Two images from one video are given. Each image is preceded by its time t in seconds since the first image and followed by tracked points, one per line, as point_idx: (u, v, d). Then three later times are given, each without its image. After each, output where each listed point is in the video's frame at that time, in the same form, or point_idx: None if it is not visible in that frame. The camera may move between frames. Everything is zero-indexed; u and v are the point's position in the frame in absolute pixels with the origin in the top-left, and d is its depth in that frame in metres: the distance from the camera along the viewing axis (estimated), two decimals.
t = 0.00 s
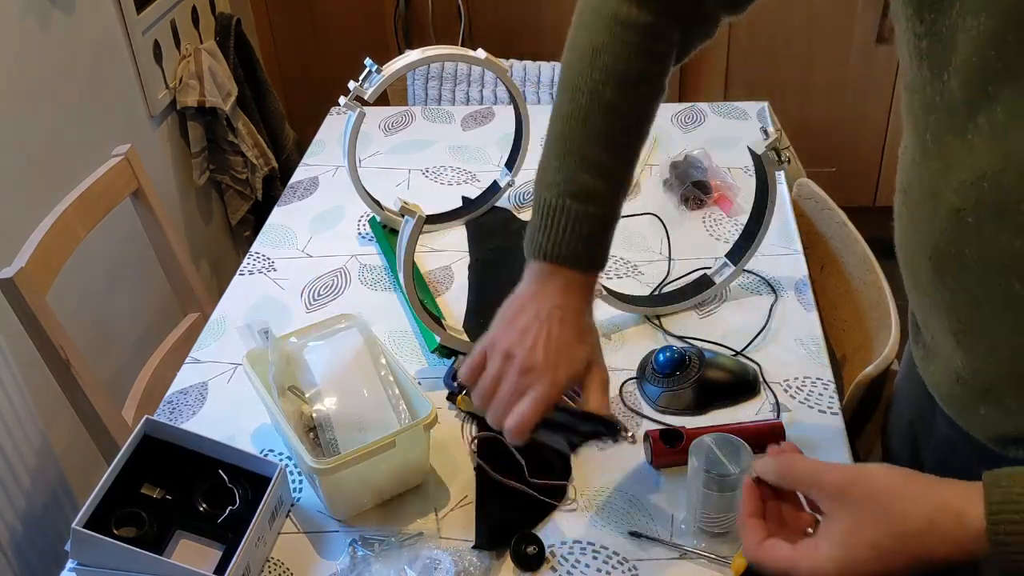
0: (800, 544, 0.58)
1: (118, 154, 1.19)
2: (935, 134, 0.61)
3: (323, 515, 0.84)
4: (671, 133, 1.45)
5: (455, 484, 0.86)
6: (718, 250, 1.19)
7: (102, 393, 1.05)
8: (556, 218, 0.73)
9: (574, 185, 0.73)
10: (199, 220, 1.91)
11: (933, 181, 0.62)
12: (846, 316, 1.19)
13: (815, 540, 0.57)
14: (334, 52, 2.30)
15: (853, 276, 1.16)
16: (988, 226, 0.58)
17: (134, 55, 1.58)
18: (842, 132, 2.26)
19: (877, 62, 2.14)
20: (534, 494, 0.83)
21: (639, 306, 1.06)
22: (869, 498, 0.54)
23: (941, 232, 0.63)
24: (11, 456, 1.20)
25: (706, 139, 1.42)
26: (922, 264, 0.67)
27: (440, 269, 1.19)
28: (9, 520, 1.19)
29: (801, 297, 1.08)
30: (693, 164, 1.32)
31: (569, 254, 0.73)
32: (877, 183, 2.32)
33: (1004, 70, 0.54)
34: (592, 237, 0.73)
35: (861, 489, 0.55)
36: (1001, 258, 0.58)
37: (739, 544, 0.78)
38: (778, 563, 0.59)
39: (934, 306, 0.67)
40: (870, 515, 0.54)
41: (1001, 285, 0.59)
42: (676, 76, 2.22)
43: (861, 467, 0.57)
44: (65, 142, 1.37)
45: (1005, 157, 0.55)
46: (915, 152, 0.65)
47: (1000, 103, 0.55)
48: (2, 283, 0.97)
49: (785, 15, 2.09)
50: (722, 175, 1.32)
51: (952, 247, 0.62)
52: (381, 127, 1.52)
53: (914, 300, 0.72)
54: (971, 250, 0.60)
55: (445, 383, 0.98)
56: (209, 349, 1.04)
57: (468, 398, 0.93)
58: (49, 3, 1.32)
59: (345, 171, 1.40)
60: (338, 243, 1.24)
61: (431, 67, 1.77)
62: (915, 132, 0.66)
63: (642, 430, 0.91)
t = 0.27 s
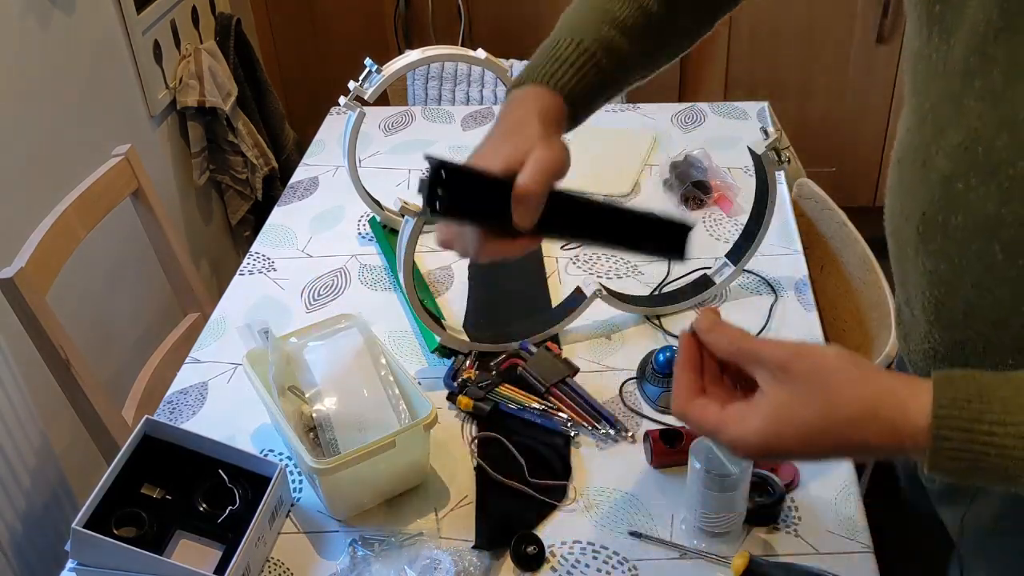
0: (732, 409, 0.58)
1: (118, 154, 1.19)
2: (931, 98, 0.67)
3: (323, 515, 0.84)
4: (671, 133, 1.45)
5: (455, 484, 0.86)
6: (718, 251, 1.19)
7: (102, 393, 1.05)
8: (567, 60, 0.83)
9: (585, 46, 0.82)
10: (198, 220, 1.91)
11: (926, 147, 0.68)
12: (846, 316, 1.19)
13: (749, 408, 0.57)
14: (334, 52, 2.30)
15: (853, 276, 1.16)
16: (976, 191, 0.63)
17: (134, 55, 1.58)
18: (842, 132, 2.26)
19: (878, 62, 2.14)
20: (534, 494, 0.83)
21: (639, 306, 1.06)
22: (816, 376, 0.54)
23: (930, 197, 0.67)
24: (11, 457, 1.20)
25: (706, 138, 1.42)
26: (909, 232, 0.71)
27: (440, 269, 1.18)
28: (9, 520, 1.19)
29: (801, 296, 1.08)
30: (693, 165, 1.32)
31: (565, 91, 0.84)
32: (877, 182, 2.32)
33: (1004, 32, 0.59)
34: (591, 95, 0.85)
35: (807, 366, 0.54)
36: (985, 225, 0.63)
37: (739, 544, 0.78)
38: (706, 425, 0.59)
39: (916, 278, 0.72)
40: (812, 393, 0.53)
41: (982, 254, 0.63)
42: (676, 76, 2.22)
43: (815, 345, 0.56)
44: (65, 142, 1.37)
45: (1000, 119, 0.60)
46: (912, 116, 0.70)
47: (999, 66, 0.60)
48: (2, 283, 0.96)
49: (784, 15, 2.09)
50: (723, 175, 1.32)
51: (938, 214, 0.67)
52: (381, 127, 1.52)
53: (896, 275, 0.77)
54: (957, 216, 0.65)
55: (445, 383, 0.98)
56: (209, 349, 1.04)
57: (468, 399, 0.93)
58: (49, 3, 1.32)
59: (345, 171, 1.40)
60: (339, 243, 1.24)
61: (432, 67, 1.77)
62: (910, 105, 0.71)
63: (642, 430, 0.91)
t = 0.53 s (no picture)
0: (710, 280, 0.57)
1: (118, 154, 1.19)
2: (932, 88, 0.67)
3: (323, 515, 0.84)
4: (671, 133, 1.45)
5: (455, 484, 0.86)
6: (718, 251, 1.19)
7: (102, 392, 1.05)
8: (664, 69, 0.83)
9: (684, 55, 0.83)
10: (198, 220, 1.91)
11: (926, 138, 0.68)
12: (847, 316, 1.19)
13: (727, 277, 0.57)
14: (334, 52, 2.30)
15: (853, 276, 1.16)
16: (973, 177, 0.63)
17: (134, 54, 1.57)
18: (842, 132, 2.26)
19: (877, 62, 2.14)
20: (534, 494, 0.83)
21: (639, 306, 1.06)
22: (807, 239, 0.55)
23: (928, 185, 0.68)
24: (11, 457, 1.20)
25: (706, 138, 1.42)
26: (908, 222, 0.72)
27: (440, 269, 1.18)
28: (9, 520, 1.19)
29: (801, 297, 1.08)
30: (693, 165, 1.32)
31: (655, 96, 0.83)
32: (876, 182, 2.32)
33: (1004, 19, 0.60)
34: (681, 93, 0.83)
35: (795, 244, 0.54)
36: (980, 211, 0.63)
37: (739, 544, 0.78)
38: (679, 292, 0.59)
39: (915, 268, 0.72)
40: (799, 262, 0.53)
41: (977, 238, 0.64)
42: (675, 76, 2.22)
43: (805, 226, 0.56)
44: (64, 142, 1.37)
45: (997, 108, 0.61)
46: (915, 109, 0.71)
47: (995, 56, 0.61)
48: (2, 283, 0.96)
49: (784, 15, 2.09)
50: (723, 175, 1.32)
51: (932, 200, 0.67)
52: (381, 127, 1.52)
53: (894, 258, 0.77)
54: (953, 204, 0.65)
55: (445, 383, 0.98)
56: (209, 349, 1.04)
57: (468, 398, 0.93)
58: (49, 4, 1.32)
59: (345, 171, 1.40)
60: (339, 243, 1.24)
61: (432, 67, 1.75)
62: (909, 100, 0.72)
63: (642, 430, 0.91)
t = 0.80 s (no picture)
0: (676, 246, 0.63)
1: (118, 154, 1.19)
2: (925, 83, 0.68)
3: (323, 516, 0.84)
4: (671, 133, 1.44)
5: (455, 484, 0.86)
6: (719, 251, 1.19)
7: (102, 392, 1.05)
8: (771, 114, 0.84)
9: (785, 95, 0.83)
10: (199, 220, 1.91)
11: (923, 131, 0.68)
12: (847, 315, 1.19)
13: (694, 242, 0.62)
14: (334, 52, 2.30)
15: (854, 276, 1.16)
16: (967, 169, 0.63)
17: (134, 54, 1.57)
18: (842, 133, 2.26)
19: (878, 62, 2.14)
20: (534, 493, 0.83)
21: (639, 306, 1.06)
22: (766, 209, 0.59)
23: (925, 177, 0.67)
24: (11, 457, 1.20)
25: (706, 138, 1.42)
26: (908, 216, 0.71)
27: (440, 269, 1.18)
28: (9, 520, 1.19)
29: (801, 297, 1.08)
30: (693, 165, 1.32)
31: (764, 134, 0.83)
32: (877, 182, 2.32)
33: (994, 12, 0.61)
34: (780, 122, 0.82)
35: (752, 213, 0.59)
36: (971, 202, 0.63)
37: (739, 544, 0.78)
38: (648, 256, 0.64)
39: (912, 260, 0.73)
40: (752, 230, 0.58)
41: (970, 230, 0.64)
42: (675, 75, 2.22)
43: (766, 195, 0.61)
44: (64, 142, 1.37)
45: (987, 99, 0.61)
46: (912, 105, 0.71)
47: (984, 48, 0.61)
48: (2, 283, 0.96)
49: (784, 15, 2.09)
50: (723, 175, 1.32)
51: (930, 192, 0.67)
52: (381, 127, 1.52)
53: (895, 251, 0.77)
54: (947, 196, 0.65)
55: (445, 383, 0.98)
56: (209, 349, 1.04)
57: (468, 399, 0.93)
58: (49, 4, 1.32)
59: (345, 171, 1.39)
60: (339, 243, 1.24)
61: (432, 67, 1.76)
62: (906, 97, 0.72)
63: (642, 430, 0.90)
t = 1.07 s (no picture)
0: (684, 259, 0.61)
1: (118, 154, 1.19)
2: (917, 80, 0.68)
3: (322, 516, 0.84)
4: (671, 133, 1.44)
5: (456, 484, 0.86)
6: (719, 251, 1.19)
7: (102, 392, 1.05)
8: (754, 64, 0.80)
9: (774, 51, 0.80)
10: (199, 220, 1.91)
11: (919, 129, 0.68)
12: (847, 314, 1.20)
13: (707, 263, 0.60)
14: (334, 52, 2.30)
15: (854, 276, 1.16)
16: (957, 166, 0.63)
17: (134, 54, 1.57)
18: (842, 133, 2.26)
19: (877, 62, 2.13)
20: (535, 493, 0.83)
21: (639, 306, 1.06)
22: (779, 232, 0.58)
23: (920, 172, 0.68)
24: (11, 457, 1.20)
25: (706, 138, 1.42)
26: (904, 212, 0.72)
27: (440, 269, 1.19)
28: (9, 520, 1.19)
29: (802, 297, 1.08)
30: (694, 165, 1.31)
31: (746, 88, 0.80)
32: (876, 183, 2.32)
33: (981, 12, 0.61)
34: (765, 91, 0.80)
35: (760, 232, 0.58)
36: (963, 197, 0.63)
37: (739, 544, 0.78)
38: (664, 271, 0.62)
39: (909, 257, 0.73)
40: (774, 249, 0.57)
41: (960, 225, 0.64)
42: (676, 75, 2.22)
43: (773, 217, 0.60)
44: (65, 142, 1.37)
45: (973, 96, 0.61)
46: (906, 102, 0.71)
47: (971, 47, 0.62)
48: (2, 282, 0.96)
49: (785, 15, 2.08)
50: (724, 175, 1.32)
51: (922, 188, 0.67)
52: (381, 127, 1.52)
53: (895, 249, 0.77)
54: (940, 193, 0.65)
55: (445, 383, 0.98)
56: (210, 349, 1.04)
57: (468, 398, 0.93)
58: (49, 4, 1.32)
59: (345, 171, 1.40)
60: (339, 243, 1.24)
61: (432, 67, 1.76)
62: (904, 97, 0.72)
63: (642, 430, 0.91)
